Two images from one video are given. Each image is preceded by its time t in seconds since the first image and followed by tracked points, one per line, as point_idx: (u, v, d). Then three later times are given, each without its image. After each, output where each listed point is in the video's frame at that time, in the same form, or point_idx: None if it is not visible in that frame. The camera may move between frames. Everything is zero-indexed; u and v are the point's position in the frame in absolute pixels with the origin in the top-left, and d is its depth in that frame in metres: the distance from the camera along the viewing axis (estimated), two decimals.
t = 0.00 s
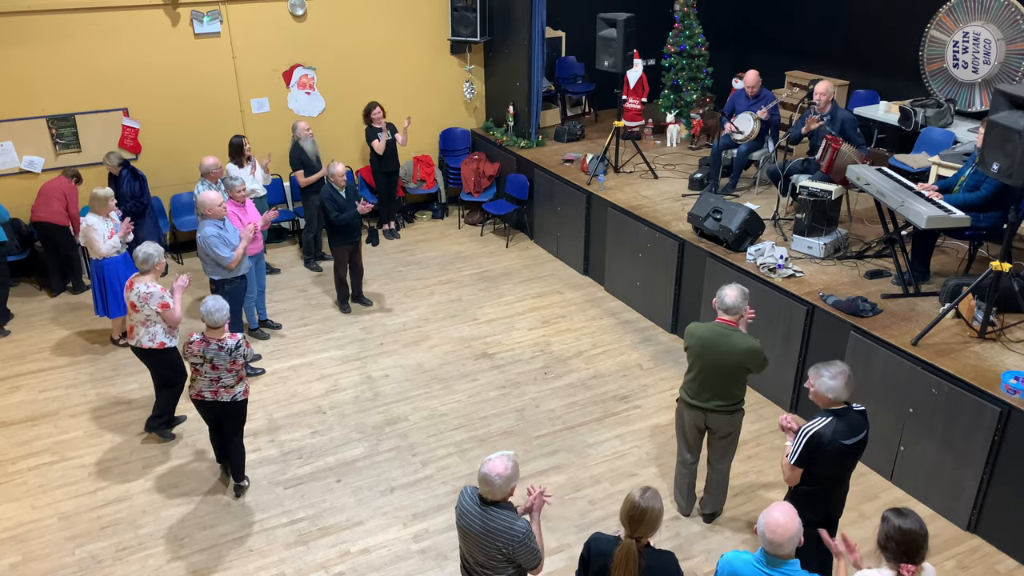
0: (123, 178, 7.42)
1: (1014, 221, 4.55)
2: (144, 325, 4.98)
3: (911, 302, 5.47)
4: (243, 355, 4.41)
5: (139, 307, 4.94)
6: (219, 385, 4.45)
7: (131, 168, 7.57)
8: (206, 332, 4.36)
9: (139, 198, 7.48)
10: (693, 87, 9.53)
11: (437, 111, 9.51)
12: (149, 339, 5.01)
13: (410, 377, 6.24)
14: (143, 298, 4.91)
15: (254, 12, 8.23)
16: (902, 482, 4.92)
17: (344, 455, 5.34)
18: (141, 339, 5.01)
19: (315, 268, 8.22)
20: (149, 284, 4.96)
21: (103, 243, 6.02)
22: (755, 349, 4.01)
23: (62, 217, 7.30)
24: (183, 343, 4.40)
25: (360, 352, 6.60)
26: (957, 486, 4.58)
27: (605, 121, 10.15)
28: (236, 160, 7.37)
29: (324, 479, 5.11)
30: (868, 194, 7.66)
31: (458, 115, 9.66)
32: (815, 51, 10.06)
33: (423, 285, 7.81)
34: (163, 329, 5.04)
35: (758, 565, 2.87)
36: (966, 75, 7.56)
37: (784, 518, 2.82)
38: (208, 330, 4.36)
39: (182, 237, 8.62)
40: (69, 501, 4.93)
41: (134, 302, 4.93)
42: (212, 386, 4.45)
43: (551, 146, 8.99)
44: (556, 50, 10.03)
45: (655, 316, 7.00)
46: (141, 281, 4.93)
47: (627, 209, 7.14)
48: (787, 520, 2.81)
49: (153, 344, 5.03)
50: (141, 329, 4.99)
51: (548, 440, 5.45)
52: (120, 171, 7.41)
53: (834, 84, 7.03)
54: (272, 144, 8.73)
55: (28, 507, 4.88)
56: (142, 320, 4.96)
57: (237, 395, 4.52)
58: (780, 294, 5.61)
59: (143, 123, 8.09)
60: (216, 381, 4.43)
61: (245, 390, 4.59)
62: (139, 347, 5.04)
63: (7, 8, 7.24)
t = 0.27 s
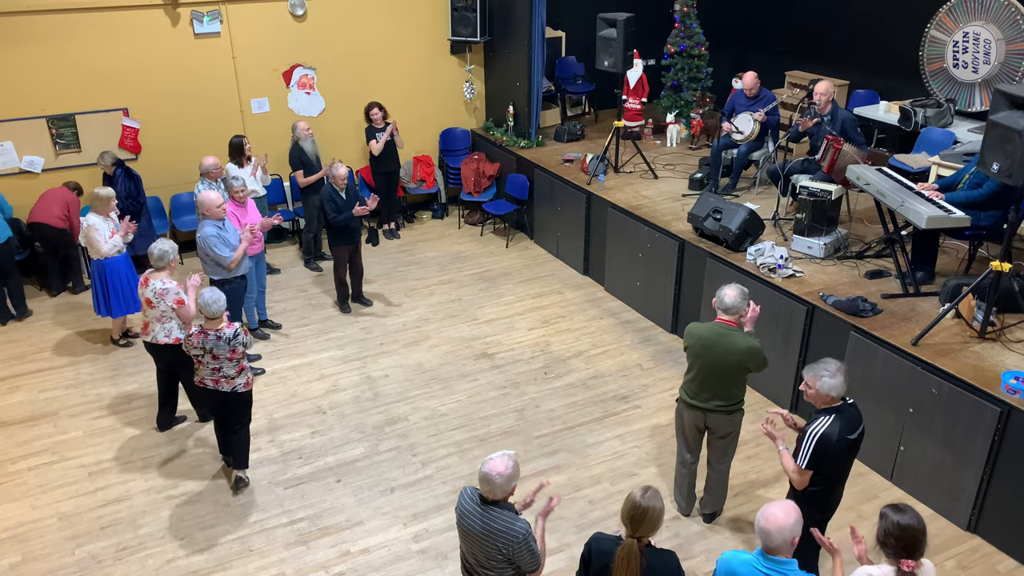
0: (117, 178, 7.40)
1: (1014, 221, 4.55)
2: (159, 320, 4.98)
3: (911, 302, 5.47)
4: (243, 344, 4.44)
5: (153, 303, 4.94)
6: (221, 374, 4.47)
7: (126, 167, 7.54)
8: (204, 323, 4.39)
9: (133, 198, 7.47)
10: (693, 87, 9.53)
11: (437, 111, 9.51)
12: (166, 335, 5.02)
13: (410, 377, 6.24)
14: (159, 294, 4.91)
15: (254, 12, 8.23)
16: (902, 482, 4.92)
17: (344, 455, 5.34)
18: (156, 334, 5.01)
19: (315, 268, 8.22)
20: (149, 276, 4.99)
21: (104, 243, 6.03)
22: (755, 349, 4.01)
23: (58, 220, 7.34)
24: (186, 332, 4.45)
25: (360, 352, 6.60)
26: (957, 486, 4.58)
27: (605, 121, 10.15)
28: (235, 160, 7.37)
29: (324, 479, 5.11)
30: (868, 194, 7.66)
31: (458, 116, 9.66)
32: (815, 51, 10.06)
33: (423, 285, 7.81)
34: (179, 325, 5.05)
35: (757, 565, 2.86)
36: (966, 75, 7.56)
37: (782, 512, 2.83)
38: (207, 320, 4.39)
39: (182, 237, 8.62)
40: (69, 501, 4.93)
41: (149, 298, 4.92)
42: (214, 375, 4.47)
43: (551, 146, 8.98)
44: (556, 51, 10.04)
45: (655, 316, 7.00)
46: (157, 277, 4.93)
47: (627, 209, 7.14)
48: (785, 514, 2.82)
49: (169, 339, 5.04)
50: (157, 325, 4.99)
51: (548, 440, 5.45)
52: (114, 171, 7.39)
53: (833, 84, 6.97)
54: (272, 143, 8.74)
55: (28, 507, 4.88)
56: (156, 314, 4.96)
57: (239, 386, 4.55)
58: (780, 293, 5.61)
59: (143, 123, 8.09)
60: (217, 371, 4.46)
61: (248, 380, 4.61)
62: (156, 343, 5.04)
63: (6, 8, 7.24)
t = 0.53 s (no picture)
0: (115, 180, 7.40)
1: (1014, 221, 4.55)
2: (179, 314, 5.07)
3: (911, 302, 5.47)
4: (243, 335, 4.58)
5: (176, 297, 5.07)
6: (225, 364, 4.66)
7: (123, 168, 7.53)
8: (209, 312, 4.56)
9: (132, 199, 7.49)
10: (693, 87, 9.53)
11: (437, 111, 9.51)
12: (188, 329, 5.11)
13: (410, 377, 6.24)
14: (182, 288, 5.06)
15: (254, 12, 8.23)
16: (902, 482, 4.92)
17: (344, 455, 5.34)
18: (178, 329, 5.10)
19: (315, 268, 8.22)
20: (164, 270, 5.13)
21: (106, 243, 6.05)
22: (756, 349, 4.01)
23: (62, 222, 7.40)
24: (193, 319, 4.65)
25: (360, 352, 6.60)
26: (957, 486, 4.58)
27: (605, 121, 10.15)
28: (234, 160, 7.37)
29: (324, 479, 5.11)
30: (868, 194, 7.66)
31: (458, 116, 9.66)
32: (815, 51, 10.06)
33: (423, 285, 7.81)
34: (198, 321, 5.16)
35: (765, 559, 2.85)
36: (966, 75, 7.56)
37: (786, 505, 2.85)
38: (212, 310, 4.56)
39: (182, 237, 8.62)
40: (69, 501, 4.93)
41: (170, 294, 5.05)
42: (219, 365, 4.67)
43: (551, 146, 8.98)
44: (556, 51, 10.04)
45: (655, 316, 7.00)
46: (178, 272, 5.08)
47: (627, 209, 7.14)
48: (789, 506, 2.85)
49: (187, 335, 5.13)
50: (178, 320, 5.09)
51: (549, 440, 5.45)
52: (111, 173, 7.36)
53: (833, 84, 6.96)
54: (272, 143, 8.73)
55: (28, 507, 4.88)
56: (178, 309, 5.06)
57: (243, 376, 4.72)
58: (780, 294, 5.61)
59: (143, 123, 8.09)
60: (221, 360, 4.64)
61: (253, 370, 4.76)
62: (178, 338, 5.13)
63: (7, 8, 7.24)
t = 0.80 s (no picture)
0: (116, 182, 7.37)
1: (1014, 221, 4.55)
2: (195, 309, 5.12)
3: (911, 302, 5.47)
4: (263, 332, 4.63)
5: (191, 292, 5.07)
6: (244, 356, 4.74)
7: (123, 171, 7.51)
8: (232, 306, 4.60)
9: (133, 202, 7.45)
10: (693, 87, 9.53)
11: (437, 111, 9.51)
12: (204, 324, 5.18)
13: (410, 377, 6.24)
14: (198, 283, 5.05)
15: (254, 12, 8.23)
16: (902, 482, 4.92)
17: (344, 455, 5.34)
18: (194, 324, 5.16)
19: (315, 268, 8.22)
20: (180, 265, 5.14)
21: (111, 244, 6.04)
22: (755, 348, 4.01)
23: (64, 224, 7.41)
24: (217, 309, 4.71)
25: (360, 352, 6.60)
26: (957, 486, 4.58)
27: (605, 121, 10.15)
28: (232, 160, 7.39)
29: (323, 479, 5.11)
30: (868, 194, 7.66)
31: (458, 116, 9.66)
32: (815, 51, 10.06)
33: (423, 285, 7.81)
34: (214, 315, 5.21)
35: (782, 555, 2.83)
36: (966, 75, 7.56)
37: (803, 499, 2.87)
38: (236, 302, 4.60)
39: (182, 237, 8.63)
40: (69, 501, 4.93)
41: (188, 289, 5.05)
42: (238, 356, 4.75)
43: (551, 146, 8.98)
44: (556, 51, 10.04)
45: (655, 316, 7.00)
46: (194, 268, 5.05)
47: (627, 209, 7.14)
48: (806, 501, 2.87)
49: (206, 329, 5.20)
50: (194, 314, 5.14)
51: (548, 440, 5.45)
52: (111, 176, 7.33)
53: (833, 84, 6.96)
54: (272, 143, 8.74)
55: (28, 507, 4.88)
56: (194, 304, 5.10)
57: (262, 366, 4.80)
58: (780, 294, 5.61)
59: (143, 123, 8.09)
60: (241, 352, 4.73)
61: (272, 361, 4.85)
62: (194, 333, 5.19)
63: (7, 8, 7.24)
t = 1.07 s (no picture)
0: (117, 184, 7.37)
1: (1014, 221, 4.55)
2: (209, 301, 5.17)
3: (911, 302, 5.47)
4: (281, 323, 4.73)
5: (206, 286, 5.12)
6: (263, 347, 4.83)
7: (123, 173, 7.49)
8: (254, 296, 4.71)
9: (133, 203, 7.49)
10: (693, 87, 9.53)
11: (437, 111, 9.51)
12: (217, 316, 5.22)
13: (410, 377, 6.24)
14: (212, 276, 5.10)
15: (254, 12, 8.23)
16: (902, 482, 4.92)
17: (344, 455, 5.34)
18: (207, 317, 5.20)
19: (315, 268, 8.21)
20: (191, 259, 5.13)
21: (116, 243, 6.06)
22: (755, 348, 4.01)
23: (64, 224, 7.42)
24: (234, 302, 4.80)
25: (359, 353, 6.59)
26: (958, 486, 4.58)
27: (605, 121, 10.15)
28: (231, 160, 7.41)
29: (323, 479, 5.11)
30: (868, 194, 7.66)
31: (458, 116, 9.66)
32: (816, 51, 10.06)
33: (423, 285, 7.81)
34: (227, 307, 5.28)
35: (799, 552, 2.77)
36: (966, 75, 7.56)
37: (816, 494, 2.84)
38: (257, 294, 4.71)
39: (182, 237, 8.63)
40: (69, 501, 4.93)
41: (201, 283, 5.09)
42: (257, 347, 4.84)
43: (551, 146, 8.98)
44: (556, 51, 10.04)
45: (655, 316, 7.00)
46: (207, 261, 5.09)
47: (627, 209, 7.14)
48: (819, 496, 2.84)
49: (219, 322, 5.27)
50: (207, 308, 5.19)
51: (548, 440, 5.45)
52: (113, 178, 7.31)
53: (834, 84, 6.97)
54: (272, 143, 8.73)
55: (28, 507, 4.88)
56: (207, 296, 5.15)
57: (279, 356, 4.89)
58: (780, 293, 5.61)
59: (143, 123, 8.09)
60: (259, 342, 4.82)
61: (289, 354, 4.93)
62: (207, 326, 5.24)
63: (7, 8, 7.24)
